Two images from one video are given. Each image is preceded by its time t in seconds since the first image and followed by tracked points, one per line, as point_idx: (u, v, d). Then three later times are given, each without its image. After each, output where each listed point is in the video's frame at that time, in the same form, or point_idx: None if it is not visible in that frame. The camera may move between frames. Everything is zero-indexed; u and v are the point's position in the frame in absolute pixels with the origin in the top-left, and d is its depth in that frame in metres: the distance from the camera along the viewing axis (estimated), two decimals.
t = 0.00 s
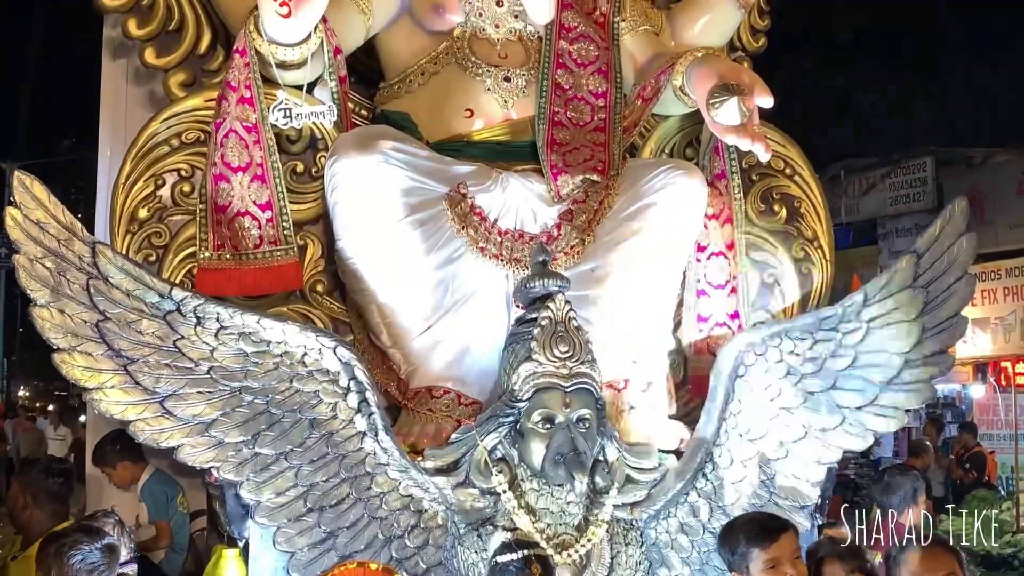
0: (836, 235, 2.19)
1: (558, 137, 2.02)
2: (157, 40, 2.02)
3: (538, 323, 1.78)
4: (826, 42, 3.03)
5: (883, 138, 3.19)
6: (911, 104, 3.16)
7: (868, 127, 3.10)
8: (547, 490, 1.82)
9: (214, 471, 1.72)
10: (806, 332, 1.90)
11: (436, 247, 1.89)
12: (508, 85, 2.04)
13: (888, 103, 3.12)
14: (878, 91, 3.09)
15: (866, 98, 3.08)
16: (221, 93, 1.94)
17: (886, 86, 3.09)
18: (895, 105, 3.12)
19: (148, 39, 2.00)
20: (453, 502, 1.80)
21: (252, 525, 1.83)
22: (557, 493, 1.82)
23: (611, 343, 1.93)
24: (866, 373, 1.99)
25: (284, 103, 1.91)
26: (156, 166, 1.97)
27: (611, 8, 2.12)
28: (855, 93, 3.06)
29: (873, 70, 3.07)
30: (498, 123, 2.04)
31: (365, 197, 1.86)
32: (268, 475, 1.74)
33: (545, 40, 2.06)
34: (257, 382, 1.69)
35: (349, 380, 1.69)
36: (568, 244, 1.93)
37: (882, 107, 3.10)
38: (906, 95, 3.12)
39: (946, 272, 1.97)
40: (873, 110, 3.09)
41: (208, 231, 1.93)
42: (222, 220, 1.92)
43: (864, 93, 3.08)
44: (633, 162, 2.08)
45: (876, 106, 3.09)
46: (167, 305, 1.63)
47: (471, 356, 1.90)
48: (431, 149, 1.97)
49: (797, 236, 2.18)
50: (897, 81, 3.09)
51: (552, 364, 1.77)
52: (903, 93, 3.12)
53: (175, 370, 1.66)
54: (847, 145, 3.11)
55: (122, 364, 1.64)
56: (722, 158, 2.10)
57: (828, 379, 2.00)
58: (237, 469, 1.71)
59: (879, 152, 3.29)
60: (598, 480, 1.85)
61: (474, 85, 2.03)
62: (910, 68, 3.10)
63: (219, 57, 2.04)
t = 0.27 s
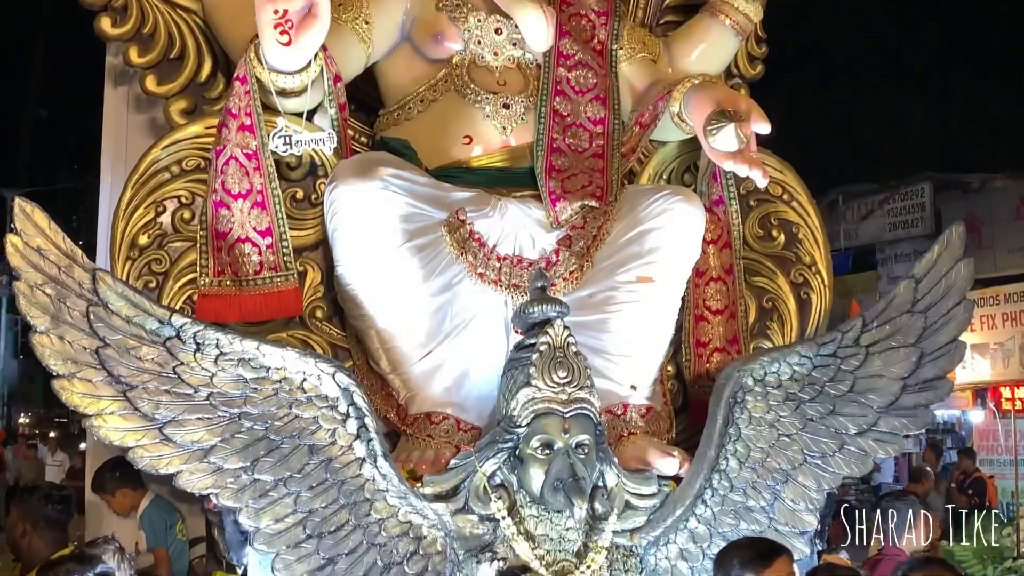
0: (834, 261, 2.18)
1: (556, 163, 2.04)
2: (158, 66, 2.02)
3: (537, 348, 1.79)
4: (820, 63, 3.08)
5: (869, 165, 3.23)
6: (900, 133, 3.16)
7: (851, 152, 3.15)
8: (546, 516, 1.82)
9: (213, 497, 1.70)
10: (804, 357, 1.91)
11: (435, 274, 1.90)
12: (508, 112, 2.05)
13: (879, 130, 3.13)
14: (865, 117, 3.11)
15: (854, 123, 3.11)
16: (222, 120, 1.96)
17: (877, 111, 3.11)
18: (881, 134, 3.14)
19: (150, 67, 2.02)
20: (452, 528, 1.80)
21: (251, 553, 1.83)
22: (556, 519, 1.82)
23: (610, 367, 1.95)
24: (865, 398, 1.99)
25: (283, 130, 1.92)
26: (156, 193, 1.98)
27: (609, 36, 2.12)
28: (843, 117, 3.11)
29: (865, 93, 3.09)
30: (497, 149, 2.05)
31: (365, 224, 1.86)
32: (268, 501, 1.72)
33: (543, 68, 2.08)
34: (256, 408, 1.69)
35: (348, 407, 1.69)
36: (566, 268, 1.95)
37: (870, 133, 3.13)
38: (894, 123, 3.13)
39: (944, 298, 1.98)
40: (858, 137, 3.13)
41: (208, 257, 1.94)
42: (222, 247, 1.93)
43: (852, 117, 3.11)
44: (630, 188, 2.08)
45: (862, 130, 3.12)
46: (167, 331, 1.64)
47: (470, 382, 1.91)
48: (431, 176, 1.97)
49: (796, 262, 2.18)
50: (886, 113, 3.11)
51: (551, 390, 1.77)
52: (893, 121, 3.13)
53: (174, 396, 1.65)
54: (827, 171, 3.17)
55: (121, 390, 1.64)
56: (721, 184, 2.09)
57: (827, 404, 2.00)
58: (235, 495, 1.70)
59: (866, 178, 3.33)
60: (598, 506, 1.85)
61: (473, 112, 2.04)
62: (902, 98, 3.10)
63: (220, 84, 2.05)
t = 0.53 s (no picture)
0: (835, 290, 2.19)
1: (557, 194, 2.05)
2: (161, 100, 2.03)
3: (539, 379, 1.79)
4: (813, 87, 3.07)
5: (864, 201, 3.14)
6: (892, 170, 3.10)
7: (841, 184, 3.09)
8: (548, 548, 1.81)
9: (214, 528, 1.68)
10: (806, 388, 1.92)
11: (436, 304, 1.90)
12: (509, 143, 2.06)
13: (870, 164, 3.08)
14: (854, 148, 3.07)
15: (843, 150, 3.06)
16: (225, 153, 1.98)
17: (869, 143, 3.07)
18: (873, 167, 3.09)
19: (153, 100, 2.02)
20: (455, 560, 1.79)
21: None
22: (558, 551, 1.80)
23: (613, 398, 1.94)
24: (867, 428, 1.99)
25: (285, 162, 1.93)
26: (159, 225, 1.99)
27: (609, 68, 2.14)
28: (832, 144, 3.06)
29: (855, 122, 3.07)
30: (498, 179, 2.06)
31: (367, 255, 1.86)
32: (269, 533, 1.70)
33: (544, 100, 2.09)
34: (257, 440, 1.68)
35: (350, 438, 1.69)
36: (568, 299, 1.96)
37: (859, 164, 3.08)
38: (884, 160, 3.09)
39: (944, 328, 1.99)
40: (849, 169, 3.08)
41: (210, 288, 1.94)
42: (223, 278, 1.93)
43: (844, 143, 3.06)
44: (630, 219, 2.09)
45: (854, 161, 3.06)
46: (168, 363, 1.64)
47: (472, 412, 1.91)
48: (432, 207, 1.98)
49: (797, 292, 2.19)
50: (877, 144, 3.07)
51: (553, 421, 1.77)
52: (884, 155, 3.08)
53: (176, 428, 1.64)
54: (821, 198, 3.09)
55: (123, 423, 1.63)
56: (721, 215, 2.09)
57: (828, 434, 1.99)
58: (237, 527, 1.68)
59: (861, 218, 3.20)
60: (601, 538, 1.81)
61: (474, 143, 2.06)
62: (892, 131, 3.07)
63: (223, 116, 2.06)
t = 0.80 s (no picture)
0: (838, 324, 2.19)
1: (561, 228, 2.05)
2: (167, 136, 2.04)
3: (543, 415, 1.78)
4: (812, 105, 3.11)
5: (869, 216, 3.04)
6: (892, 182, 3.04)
7: (840, 196, 3.06)
8: None
9: (217, 566, 1.68)
10: (811, 423, 1.92)
11: (441, 339, 1.90)
12: (513, 178, 2.07)
13: (869, 174, 3.05)
14: (853, 161, 3.07)
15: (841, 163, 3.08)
16: (230, 188, 1.98)
17: (867, 156, 3.07)
18: (872, 178, 3.05)
19: (159, 136, 2.03)
20: None
21: None
22: None
23: (618, 431, 1.93)
24: (872, 463, 1.98)
25: (289, 197, 1.95)
26: (164, 260, 2.00)
27: (612, 102, 2.15)
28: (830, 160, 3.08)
29: (854, 141, 3.09)
30: (502, 214, 2.06)
31: (372, 289, 1.87)
32: (271, 570, 1.69)
33: (547, 134, 2.10)
34: (261, 476, 1.67)
35: (353, 474, 1.68)
36: (571, 333, 1.95)
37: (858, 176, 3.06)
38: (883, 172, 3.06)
39: (949, 362, 1.99)
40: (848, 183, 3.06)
41: (214, 323, 1.94)
42: (228, 313, 1.94)
43: (842, 156, 3.08)
44: (634, 253, 2.09)
45: (853, 174, 3.05)
46: (173, 399, 1.64)
47: (476, 447, 1.90)
48: (436, 241, 1.98)
49: (801, 325, 2.19)
50: (875, 157, 3.06)
51: (557, 456, 1.75)
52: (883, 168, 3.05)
53: (179, 464, 1.64)
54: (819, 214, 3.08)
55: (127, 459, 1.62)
56: (725, 249, 2.09)
57: (834, 470, 1.98)
58: (240, 564, 1.67)
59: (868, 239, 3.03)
60: None
61: (478, 178, 2.06)
62: (890, 146, 3.07)
63: (229, 152, 2.07)
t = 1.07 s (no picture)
0: (843, 357, 2.18)
1: (564, 262, 2.06)
2: (172, 171, 2.05)
3: (547, 449, 1.76)
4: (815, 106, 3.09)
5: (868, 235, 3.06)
6: (891, 194, 3.06)
7: (839, 204, 3.08)
8: None
9: None
10: (815, 458, 1.91)
11: (445, 372, 1.89)
12: (516, 213, 2.08)
13: (868, 177, 3.07)
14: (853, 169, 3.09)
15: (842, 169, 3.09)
16: (234, 223, 1.98)
17: (867, 164, 3.08)
18: (870, 187, 3.07)
19: (165, 171, 2.04)
20: None
21: None
22: None
23: (623, 466, 1.92)
24: (878, 498, 1.97)
25: (294, 233, 1.95)
26: (169, 294, 2.01)
27: (615, 137, 2.17)
28: (830, 165, 3.09)
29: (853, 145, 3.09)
30: (505, 248, 2.07)
31: (377, 323, 1.86)
32: None
33: (551, 169, 2.11)
34: (264, 510, 1.67)
35: (356, 509, 1.67)
36: (575, 367, 1.95)
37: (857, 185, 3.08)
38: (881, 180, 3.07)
39: (954, 396, 1.99)
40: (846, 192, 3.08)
41: (218, 358, 1.95)
42: (232, 347, 1.94)
43: (842, 161, 3.09)
44: (638, 287, 2.10)
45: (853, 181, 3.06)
46: (176, 433, 1.63)
47: (480, 481, 1.88)
48: (440, 276, 1.99)
49: (805, 359, 2.19)
50: (873, 165, 3.07)
51: (562, 491, 1.73)
52: (880, 178, 3.08)
53: (182, 499, 1.63)
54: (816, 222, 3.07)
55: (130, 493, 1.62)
56: (728, 283, 2.08)
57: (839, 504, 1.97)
58: None
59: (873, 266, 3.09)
60: None
61: (481, 212, 2.07)
62: (890, 150, 3.07)
63: (233, 187, 2.08)
